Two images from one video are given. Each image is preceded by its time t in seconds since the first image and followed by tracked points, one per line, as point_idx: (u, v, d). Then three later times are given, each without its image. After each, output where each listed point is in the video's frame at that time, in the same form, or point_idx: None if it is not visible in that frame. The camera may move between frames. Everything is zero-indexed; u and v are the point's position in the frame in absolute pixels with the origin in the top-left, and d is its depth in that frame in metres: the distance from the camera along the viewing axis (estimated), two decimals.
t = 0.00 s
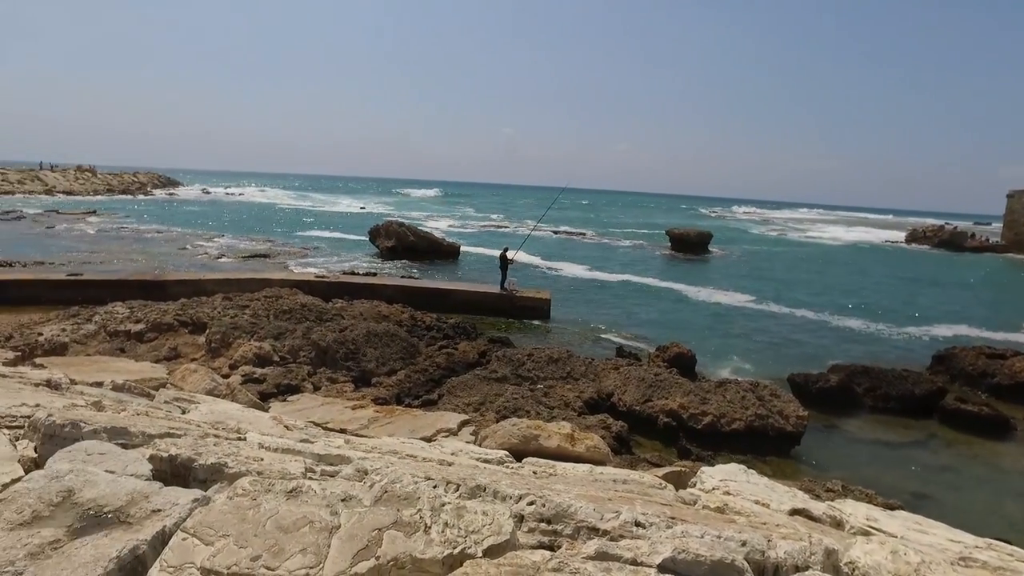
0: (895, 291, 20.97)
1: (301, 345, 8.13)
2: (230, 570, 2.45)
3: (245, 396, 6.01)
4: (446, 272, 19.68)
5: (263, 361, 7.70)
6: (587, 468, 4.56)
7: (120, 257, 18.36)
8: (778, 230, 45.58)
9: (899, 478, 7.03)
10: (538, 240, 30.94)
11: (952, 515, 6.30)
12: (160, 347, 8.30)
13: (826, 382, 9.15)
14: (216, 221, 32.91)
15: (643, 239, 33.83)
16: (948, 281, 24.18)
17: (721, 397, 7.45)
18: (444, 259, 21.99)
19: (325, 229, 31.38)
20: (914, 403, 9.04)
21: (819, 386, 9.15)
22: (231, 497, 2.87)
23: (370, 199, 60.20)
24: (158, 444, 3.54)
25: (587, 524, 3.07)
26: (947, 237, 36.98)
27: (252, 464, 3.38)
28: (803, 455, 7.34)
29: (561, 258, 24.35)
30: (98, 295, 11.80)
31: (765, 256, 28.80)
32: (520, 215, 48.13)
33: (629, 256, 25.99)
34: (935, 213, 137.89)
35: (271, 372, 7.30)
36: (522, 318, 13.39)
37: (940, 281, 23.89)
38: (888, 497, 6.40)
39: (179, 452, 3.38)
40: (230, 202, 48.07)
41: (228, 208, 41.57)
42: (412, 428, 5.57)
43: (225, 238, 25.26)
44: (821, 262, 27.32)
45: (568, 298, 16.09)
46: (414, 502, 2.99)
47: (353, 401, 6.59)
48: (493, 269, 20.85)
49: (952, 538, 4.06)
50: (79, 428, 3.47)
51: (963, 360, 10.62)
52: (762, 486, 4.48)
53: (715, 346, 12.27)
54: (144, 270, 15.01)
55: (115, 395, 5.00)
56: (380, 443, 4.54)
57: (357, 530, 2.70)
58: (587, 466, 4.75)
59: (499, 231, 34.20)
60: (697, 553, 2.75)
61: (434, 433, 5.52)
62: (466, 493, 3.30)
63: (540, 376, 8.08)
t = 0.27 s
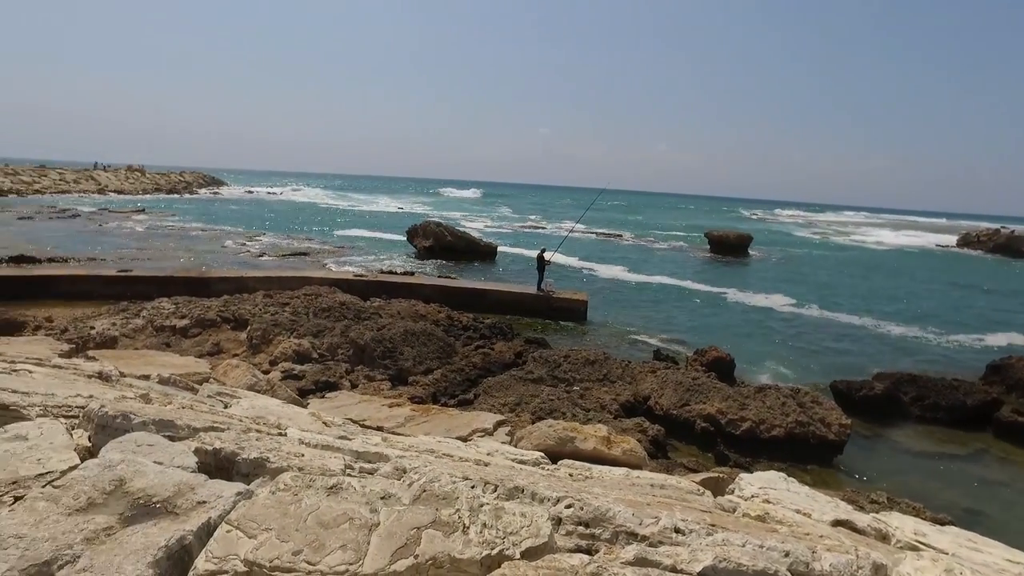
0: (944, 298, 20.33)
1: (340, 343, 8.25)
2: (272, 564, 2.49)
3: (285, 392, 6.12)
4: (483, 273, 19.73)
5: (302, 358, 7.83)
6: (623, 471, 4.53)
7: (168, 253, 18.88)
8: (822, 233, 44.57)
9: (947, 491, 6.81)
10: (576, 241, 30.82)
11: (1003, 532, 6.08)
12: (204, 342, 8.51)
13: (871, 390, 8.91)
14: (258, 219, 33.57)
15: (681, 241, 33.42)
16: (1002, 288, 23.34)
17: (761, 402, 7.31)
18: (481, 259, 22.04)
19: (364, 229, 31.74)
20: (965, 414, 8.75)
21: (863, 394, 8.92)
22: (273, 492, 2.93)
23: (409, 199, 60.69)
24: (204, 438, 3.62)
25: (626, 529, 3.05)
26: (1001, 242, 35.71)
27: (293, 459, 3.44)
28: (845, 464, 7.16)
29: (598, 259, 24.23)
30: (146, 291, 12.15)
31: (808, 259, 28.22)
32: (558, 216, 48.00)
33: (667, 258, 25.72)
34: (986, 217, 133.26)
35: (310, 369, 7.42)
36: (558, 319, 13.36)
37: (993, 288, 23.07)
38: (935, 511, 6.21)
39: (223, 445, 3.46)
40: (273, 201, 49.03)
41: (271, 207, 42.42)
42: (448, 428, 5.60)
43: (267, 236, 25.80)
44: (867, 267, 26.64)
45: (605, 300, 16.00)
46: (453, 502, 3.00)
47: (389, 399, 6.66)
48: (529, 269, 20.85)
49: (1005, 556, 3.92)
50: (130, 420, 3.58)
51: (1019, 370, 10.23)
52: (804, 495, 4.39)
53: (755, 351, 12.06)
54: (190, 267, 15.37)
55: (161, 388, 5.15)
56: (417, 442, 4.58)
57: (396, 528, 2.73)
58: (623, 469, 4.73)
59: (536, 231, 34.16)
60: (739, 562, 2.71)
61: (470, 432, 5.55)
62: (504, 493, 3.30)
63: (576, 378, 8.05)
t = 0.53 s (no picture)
0: (993, 303, 19.68)
1: (375, 341, 8.34)
2: (310, 559, 2.53)
3: (321, 389, 6.22)
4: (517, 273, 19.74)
5: (338, 356, 7.94)
6: (656, 475, 4.49)
7: (209, 251, 19.30)
8: (864, 236, 43.50)
9: (993, 505, 6.60)
10: (610, 242, 30.63)
11: None
12: (242, 338, 8.68)
13: (915, 399, 8.67)
14: (296, 218, 34.09)
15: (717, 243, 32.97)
16: None
17: (799, 408, 7.18)
18: (515, 259, 22.05)
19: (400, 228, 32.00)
20: (1015, 426, 8.46)
21: (906, 403, 8.69)
22: (311, 489, 2.97)
23: (444, 199, 61.03)
24: (244, 432, 3.71)
25: (662, 534, 3.03)
26: None
27: (330, 456, 3.49)
28: (887, 474, 6.98)
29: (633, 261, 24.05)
30: (188, 288, 12.44)
31: (849, 262, 27.58)
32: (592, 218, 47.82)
33: (704, 260, 25.40)
34: None
35: (345, 367, 7.53)
36: (592, 321, 13.31)
37: None
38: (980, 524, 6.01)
39: (263, 441, 3.53)
40: (311, 201, 49.71)
41: (309, 207, 43.04)
42: (481, 428, 5.62)
43: (305, 235, 26.20)
44: (912, 270, 25.94)
45: (640, 302, 15.86)
46: (488, 503, 3.01)
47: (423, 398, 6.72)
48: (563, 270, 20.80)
49: None
50: (174, 413, 3.68)
51: None
52: (845, 504, 4.30)
53: (793, 356, 11.84)
54: (230, 265, 15.67)
55: (202, 384, 5.27)
56: (452, 441, 4.61)
57: (432, 528, 2.75)
58: (658, 473, 4.68)
59: (570, 232, 34.03)
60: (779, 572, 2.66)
61: (503, 433, 5.56)
62: (539, 495, 3.30)
63: (610, 380, 8.01)
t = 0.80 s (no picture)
0: None
1: (406, 340, 8.41)
2: (344, 556, 2.56)
3: (353, 388, 6.30)
4: (547, 274, 19.71)
5: (370, 355, 8.03)
6: (688, 479, 4.46)
7: (245, 250, 19.69)
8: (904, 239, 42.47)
9: None
10: (641, 244, 30.42)
11: None
12: (276, 336, 8.83)
13: (959, 408, 8.44)
14: (330, 218, 34.51)
15: (752, 246, 32.48)
16: None
17: (835, 415, 7.05)
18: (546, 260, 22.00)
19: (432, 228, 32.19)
20: None
21: (949, 411, 8.46)
22: (345, 485, 3.01)
23: (475, 199, 61.19)
24: (280, 428, 3.77)
25: (694, 539, 3.00)
26: None
27: (363, 454, 3.53)
28: (927, 484, 6.82)
29: (665, 263, 23.86)
30: (224, 285, 12.69)
31: (888, 266, 26.95)
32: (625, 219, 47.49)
33: (737, 263, 25.06)
34: None
35: (377, 366, 7.61)
36: (622, 322, 13.23)
37: None
38: None
39: (298, 437, 3.59)
40: (345, 201, 50.24)
41: (342, 207, 43.51)
42: (511, 428, 5.64)
43: (338, 235, 26.55)
44: (954, 275, 25.24)
45: (672, 304, 15.72)
46: (520, 504, 3.01)
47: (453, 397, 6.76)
48: (594, 271, 20.71)
49: None
50: (211, 409, 3.76)
51: None
52: (883, 514, 4.20)
53: (829, 361, 11.62)
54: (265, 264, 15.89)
55: (238, 379, 5.37)
56: (483, 441, 4.63)
57: (463, 528, 2.77)
58: (689, 477, 4.64)
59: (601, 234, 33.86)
60: None
61: (533, 434, 5.57)
62: (570, 497, 3.30)
63: (641, 383, 7.95)
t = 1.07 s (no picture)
0: None
1: (433, 340, 8.45)
2: (371, 552, 2.59)
3: (381, 386, 6.35)
4: (575, 275, 19.64)
5: (397, 354, 8.09)
6: (716, 483, 4.41)
7: (275, 249, 19.98)
8: (941, 242, 41.47)
9: None
10: (670, 245, 30.18)
11: None
12: (305, 334, 8.95)
13: (999, 417, 8.22)
14: (359, 218, 34.81)
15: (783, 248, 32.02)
16: None
17: (867, 421, 6.91)
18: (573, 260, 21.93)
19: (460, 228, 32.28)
20: None
21: (989, 420, 8.24)
22: (373, 483, 3.04)
23: (503, 200, 61.23)
24: (309, 426, 3.82)
25: (723, 545, 2.97)
26: None
27: (391, 453, 3.56)
28: (964, 494, 6.65)
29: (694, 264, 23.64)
30: (254, 284, 12.89)
31: (924, 270, 26.34)
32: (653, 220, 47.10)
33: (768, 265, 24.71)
34: None
35: (404, 365, 7.66)
36: (650, 325, 13.14)
37: None
38: None
39: (326, 435, 3.64)
40: (374, 201, 50.61)
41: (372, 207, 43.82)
42: (537, 429, 5.64)
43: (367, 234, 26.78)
44: (993, 280, 24.57)
45: (700, 307, 15.57)
46: (547, 505, 3.01)
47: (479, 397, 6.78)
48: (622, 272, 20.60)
49: None
50: (243, 405, 3.83)
51: None
52: (919, 524, 4.11)
53: (861, 366, 11.41)
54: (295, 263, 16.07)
55: (268, 376, 5.45)
56: (510, 442, 4.64)
57: (490, 528, 2.77)
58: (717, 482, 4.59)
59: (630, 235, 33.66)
60: None
61: (559, 435, 5.56)
62: (597, 499, 3.29)
63: (669, 385, 7.89)
